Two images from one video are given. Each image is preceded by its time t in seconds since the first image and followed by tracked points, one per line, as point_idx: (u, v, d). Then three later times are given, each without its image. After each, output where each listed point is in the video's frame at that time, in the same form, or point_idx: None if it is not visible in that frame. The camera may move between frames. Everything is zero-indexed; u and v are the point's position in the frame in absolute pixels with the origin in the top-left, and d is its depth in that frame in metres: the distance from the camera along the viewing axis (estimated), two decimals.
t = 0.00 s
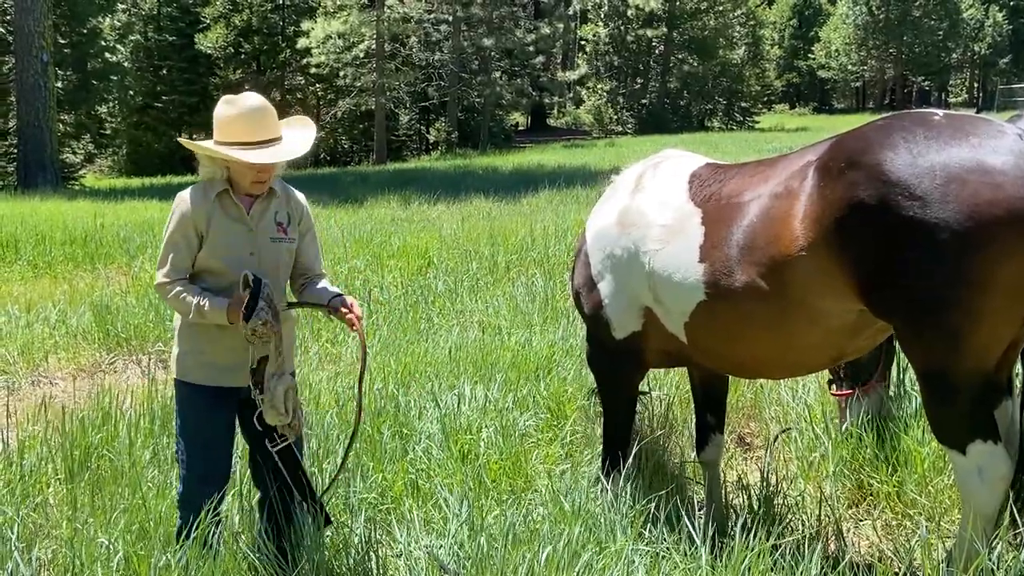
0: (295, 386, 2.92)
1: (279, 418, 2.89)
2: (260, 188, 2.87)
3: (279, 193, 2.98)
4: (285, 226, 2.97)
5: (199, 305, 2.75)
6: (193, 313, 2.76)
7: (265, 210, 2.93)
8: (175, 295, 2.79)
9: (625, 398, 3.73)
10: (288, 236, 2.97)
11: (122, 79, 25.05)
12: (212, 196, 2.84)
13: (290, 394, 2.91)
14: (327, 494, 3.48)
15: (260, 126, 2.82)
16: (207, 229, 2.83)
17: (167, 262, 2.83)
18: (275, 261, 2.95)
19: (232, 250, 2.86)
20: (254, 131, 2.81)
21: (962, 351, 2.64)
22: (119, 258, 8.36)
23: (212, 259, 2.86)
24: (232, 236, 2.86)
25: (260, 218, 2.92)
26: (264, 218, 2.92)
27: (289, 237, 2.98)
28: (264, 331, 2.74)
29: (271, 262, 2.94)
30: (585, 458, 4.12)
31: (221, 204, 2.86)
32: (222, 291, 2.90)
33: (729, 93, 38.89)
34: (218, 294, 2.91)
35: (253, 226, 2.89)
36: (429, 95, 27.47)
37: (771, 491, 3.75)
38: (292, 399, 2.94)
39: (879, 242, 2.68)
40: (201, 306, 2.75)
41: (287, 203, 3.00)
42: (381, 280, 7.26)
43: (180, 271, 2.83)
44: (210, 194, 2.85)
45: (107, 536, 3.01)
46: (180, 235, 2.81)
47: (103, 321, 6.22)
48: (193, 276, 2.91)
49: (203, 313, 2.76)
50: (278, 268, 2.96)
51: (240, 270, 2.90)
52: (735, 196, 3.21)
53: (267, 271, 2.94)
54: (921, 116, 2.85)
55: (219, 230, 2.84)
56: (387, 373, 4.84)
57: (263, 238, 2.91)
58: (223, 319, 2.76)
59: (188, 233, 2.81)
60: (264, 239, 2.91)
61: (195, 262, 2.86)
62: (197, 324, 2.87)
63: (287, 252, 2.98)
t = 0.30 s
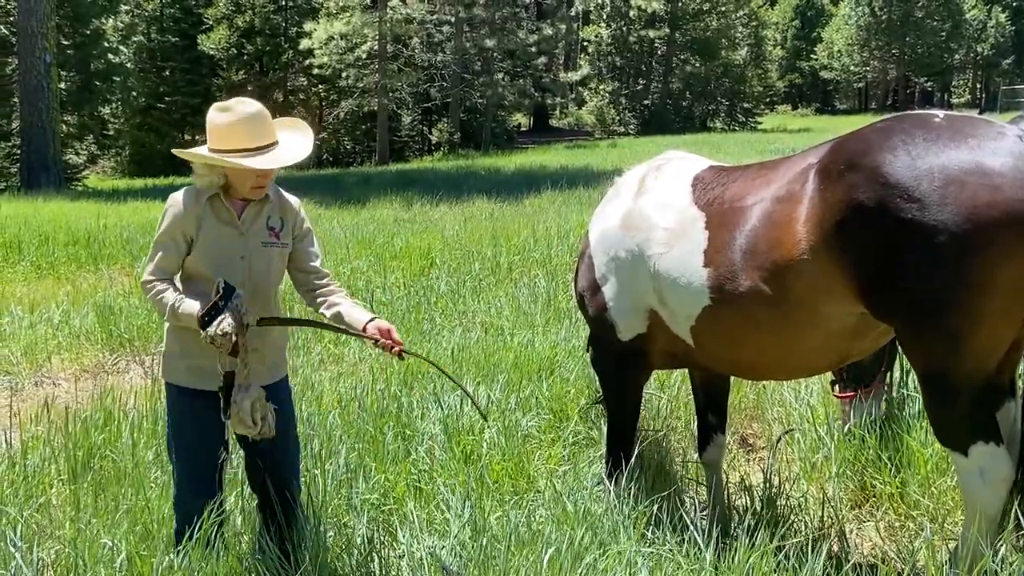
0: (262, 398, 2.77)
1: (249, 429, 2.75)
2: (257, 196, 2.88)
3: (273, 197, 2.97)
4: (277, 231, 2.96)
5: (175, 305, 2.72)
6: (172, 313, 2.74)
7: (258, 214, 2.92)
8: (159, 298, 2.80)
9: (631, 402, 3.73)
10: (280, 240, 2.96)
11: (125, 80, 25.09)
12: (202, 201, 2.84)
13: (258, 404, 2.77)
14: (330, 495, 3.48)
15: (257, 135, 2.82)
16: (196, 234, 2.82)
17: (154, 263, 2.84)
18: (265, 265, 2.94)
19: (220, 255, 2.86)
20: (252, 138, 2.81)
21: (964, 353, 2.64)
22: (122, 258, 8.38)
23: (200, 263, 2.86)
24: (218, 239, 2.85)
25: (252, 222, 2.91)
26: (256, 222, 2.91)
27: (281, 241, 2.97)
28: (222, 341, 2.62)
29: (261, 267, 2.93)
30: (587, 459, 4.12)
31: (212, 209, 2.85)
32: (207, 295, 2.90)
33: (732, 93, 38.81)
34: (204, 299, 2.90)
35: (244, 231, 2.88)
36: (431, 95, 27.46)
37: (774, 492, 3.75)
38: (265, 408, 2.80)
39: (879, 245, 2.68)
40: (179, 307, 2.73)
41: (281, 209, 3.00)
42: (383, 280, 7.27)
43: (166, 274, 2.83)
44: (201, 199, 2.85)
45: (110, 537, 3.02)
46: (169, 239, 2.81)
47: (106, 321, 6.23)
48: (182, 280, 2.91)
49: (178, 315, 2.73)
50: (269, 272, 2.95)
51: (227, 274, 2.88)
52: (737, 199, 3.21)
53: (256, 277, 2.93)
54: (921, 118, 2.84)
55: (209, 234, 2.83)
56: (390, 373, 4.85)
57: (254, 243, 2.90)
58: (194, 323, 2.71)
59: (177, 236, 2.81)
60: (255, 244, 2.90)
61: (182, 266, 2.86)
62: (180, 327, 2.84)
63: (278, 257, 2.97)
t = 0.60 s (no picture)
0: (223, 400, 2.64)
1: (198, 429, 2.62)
2: (252, 196, 2.86)
3: (272, 198, 2.97)
4: (276, 233, 2.96)
5: (177, 305, 2.71)
6: (174, 313, 2.73)
7: (257, 216, 2.92)
8: (158, 296, 2.78)
9: (632, 401, 3.72)
10: (279, 242, 2.97)
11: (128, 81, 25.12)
12: (202, 201, 2.84)
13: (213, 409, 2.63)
14: (334, 495, 3.48)
15: (258, 136, 2.82)
16: (195, 234, 2.82)
17: (158, 263, 2.83)
18: (264, 269, 2.94)
19: (218, 255, 2.85)
20: (251, 140, 2.81)
21: (968, 353, 2.63)
22: (126, 258, 8.40)
23: (199, 263, 2.84)
24: (218, 240, 2.85)
25: (251, 224, 2.91)
26: (256, 224, 2.92)
27: (280, 244, 2.98)
28: (216, 340, 2.56)
29: (260, 270, 2.93)
30: (590, 460, 4.12)
31: (211, 209, 2.85)
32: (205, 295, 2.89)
33: (735, 94, 38.71)
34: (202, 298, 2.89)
35: (244, 232, 2.88)
36: (434, 96, 27.46)
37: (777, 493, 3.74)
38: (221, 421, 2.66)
39: (885, 243, 2.68)
40: (180, 307, 2.72)
41: (282, 211, 3.00)
42: (386, 281, 7.27)
43: (168, 272, 2.83)
44: (201, 198, 2.85)
45: (114, 537, 3.02)
46: (170, 239, 2.81)
47: (110, 322, 6.24)
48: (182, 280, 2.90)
49: (180, 314, 2.72)
50: (267, 275, 2.96)
51: (227, 275, 2.88)
52: (741, 197, 3.20)
53: (254, 278, 2.92)
54: (927, 117, 2.84)
55: (207, 234, 2.83)
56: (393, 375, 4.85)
57: (253, 245, 2.91)
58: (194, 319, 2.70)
59: (177, 237, 2.81)
60: (253, 245, 2.91)
61: (183, 266, 2.85)
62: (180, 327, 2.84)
63: (276, 260, 2.97)
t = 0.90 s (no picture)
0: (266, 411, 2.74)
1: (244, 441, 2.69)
2: (252, 195, 2.86)
3: (275, 199, 2.97)
4: (278, 234, 2.96)
5: (191, 307, 2.73)
6: (184, 316, 2.74)
7: (260, 216, 2.92)
8: (164, 296, 2.79)
9: (635, 402, 3.71)
10: (281, 244, 2.96)
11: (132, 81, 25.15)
12: (206, 200, 2.84)
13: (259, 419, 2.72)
14: (337, 495, 3.48)
15: (261, 133, 2.81)
16: (200, 234, 2.82)
17: (164, 262, 2.82)
18: (266, 269, 2.94)
19: (222, 255, 2.85)
20: (252, 139, 2.80)
21: (975, 353, 2.63)
22: (129, 258, 8.40)
23: (204, 263, 2.84)
24: (223, 240, 2.85)
25: (253, 225, 2.91)
26: (258, 225, 2.91)
27: (282, 245, 2.97)
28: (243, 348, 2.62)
29: (262, 270, 2.93)
30: (593, 461, 4.12)
31: (215, 209, 2.85)
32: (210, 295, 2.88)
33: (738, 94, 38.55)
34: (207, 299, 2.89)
35: (246, 232, 2.89)
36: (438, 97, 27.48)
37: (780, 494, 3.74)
38: (263, 429, 2.75)
39: (890, 244, 2.67)
40: (194, 308, 2.73)
41: (283, 212, 2.99)
42: (389, 281, 7.28)
43: (174, 272, 2.82)
44: (205, 198, 2.85)
45: (117, 536, 3.02)
46: (175, 238, 2.81)
47: (113, 322, 6.25)
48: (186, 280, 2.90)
49: (191, 316, 2.74)
50: (269, 276, 2.95)
51: (230, 276, 2.87)
52: (745, 198, 3.20)
53: (257, 278, 2.92)
54: (932, 117, 2.83)
55: (212, 234, 2.83)
56: (397, 375, 4.85)
57: (256, 245, 2.90)
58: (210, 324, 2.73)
59: (183, 236, 2.81)
60: (256, 245, 2.90)
61: (187, 266, 2.84)
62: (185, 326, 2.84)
63: (279, 261, 2.97)
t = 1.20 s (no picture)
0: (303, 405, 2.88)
1: (305, 435, 2.88)
2: (255, 196, 2.86)
3: (279, 203, 2.97)
4: (280, 237, 2.95)
5: (195, 304, 2.73)
6: (188, 312, 2.74)
7: (262, 219, 2.91)
8: (164, 295, 2.80)
9: (637, 401, 3.71)
10: (282, 247, 2.95)
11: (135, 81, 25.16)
12: (209, 200, 2.84)
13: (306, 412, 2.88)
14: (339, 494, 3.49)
15: (264, 135, 2.82)
16: (202, 234, 2.83)
17: (165, 260, 2.83)
18: (266, 272, 2.93)
19: (223, 255, 2.85)
20: (255, 140, 2.81)
21: (981, 351, 2.62)
22: (131, 258, 8.40)
23: (205, 262, 2.84)
24: (225, 240, 2.85)
25: (256, 226, 2.90)
26: (260, 227, 2.91)
27: (284, 248, 2.96)
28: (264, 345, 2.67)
29: (263, 273, 2.92)
30: (597, 461, 4.11)
31: (218, 208, 2.86)
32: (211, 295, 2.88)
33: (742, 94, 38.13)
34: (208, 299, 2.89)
35: (247, 233, 2.88)
36: (440, 97, 27.48)
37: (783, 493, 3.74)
38: (314, 414, 2.94)
39: (897, 241, 2.67)
40: (198, 305, 2.73)
41: (286, 215, 2.98)
42: (392, 280, 7.28)
43: (176, 270, 2.83)
44: (208, 198, 2.85)
45: (120, 536, 3.03)
46: (177, 237, 2.82)
47: (116, 322, 6.25)
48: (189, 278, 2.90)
49: (194, 313, 2.74)
50: (270, 278, 2.94)
51: (231, 276, 2.88)
52: (749, 197, 3.19)
53: (258, 280, 2.92)
54: (937, 116, 2.83)
55: (213, 234, 2.83)
56: (400, 375, 4.84)
57: (257, 246, 2.90)
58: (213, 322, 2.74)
59: (185, 234, 2.82)
60: (257, 247, 2.90)
61: (191, 265, 2.85)
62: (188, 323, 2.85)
63: (280, 265, 2.96)
